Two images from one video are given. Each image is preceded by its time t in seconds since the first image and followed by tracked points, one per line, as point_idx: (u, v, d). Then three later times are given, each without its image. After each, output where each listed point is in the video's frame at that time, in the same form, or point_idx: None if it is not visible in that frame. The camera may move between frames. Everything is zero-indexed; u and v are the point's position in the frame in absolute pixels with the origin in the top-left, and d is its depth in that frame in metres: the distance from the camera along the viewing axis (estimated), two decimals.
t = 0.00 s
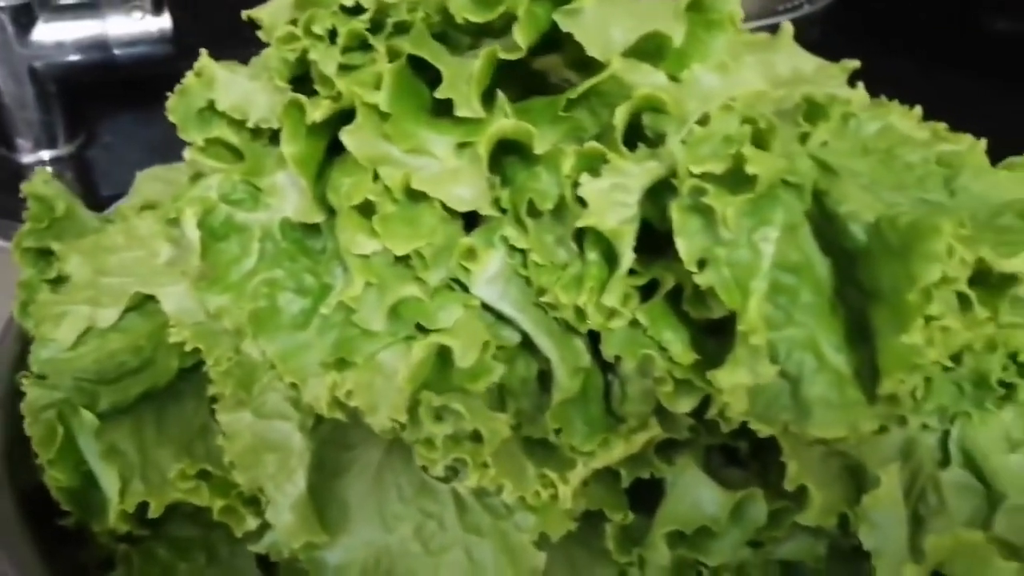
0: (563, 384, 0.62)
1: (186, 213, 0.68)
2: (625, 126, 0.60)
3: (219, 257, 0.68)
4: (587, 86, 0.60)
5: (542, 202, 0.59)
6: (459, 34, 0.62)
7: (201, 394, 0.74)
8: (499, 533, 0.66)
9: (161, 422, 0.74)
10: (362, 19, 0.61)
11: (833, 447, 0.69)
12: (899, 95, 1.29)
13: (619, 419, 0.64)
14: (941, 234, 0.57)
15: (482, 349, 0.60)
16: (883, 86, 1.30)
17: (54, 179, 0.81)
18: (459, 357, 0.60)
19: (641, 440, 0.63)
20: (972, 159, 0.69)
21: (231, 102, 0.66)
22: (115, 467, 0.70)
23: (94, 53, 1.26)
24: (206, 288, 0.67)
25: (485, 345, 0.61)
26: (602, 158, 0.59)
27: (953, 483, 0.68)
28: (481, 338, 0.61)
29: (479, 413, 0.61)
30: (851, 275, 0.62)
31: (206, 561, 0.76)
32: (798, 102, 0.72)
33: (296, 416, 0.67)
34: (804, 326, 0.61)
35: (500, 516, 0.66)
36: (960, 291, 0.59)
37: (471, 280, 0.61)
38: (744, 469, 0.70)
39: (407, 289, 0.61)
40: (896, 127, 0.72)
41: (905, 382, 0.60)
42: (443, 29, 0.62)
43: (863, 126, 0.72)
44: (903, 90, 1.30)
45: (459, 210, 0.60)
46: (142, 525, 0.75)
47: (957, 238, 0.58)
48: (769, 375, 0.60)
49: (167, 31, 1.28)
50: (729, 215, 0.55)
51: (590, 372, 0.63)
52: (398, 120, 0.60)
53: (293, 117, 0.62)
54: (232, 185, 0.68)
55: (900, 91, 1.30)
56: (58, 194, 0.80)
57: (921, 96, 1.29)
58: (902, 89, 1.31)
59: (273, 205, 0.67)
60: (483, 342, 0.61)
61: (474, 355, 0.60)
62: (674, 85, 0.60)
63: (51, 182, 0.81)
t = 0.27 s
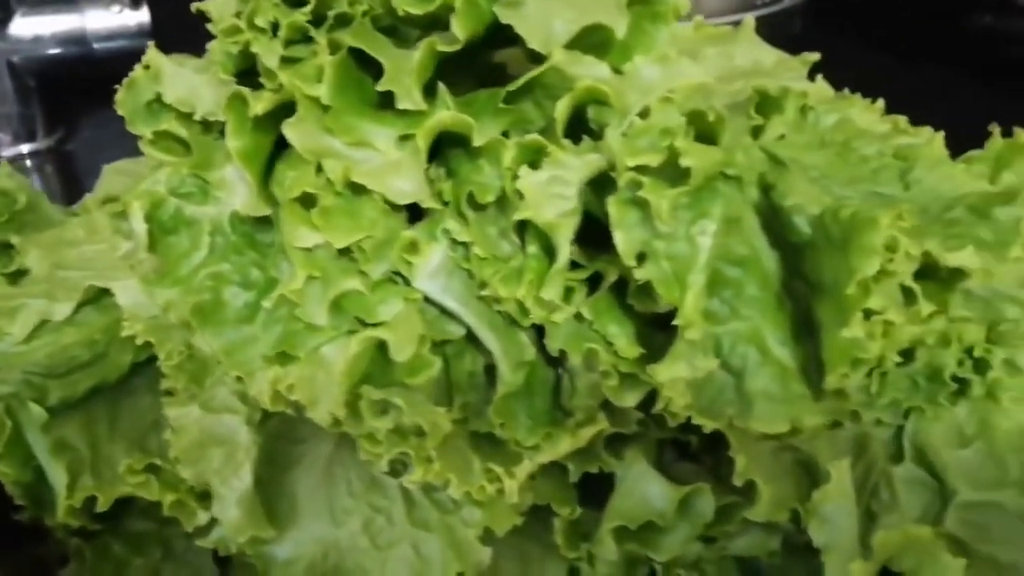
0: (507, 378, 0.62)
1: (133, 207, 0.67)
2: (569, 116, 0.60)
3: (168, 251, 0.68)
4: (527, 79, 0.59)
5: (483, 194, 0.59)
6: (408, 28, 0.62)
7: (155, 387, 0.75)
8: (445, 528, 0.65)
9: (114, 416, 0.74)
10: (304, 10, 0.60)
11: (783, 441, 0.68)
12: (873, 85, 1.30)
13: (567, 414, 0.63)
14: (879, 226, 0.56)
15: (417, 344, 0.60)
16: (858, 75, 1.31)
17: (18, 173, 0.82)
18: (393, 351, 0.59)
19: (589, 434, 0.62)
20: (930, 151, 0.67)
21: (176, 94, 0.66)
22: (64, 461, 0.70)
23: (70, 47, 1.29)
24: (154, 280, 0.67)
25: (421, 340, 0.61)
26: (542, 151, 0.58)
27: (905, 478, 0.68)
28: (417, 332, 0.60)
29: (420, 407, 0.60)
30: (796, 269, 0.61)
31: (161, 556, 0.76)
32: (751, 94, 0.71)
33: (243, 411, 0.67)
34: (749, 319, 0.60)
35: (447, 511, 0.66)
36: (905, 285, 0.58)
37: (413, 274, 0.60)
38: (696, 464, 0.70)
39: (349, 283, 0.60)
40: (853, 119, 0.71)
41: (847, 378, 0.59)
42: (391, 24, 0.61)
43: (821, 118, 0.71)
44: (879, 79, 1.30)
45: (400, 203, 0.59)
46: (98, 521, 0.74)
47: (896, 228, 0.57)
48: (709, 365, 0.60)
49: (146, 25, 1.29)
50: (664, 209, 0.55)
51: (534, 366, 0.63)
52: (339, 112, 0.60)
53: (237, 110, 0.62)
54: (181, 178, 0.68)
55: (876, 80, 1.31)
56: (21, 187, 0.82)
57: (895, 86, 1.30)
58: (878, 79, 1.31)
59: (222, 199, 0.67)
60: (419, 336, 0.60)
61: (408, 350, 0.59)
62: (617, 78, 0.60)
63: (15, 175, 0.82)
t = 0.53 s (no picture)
0: (456, 379, 0.60)
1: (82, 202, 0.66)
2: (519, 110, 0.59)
3: (120, 248, 0.67)
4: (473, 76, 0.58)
5: (431, 192, 0.58)
6: (363, 21, 0.60)
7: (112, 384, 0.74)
8: (397, 530, 0.64)
9: (69, 415, 0.73)
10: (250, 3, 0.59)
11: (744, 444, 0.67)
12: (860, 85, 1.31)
13: (520, 415, 0.62)
14: (829, 228, 0.55)
15: (359, 345, 0.59)
16: (845, 74, 1.32)
17: None
18: (335, 351, 0.58)
19: (542, 435, 0.61)
20: (898, 148, 0.64)
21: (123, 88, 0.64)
22: (14, 460, 0.69)
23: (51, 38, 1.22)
24: (105, 279, 0.66)
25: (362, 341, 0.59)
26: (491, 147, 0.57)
27: (867, 482, 0.67)
28: (358, 333, 0.59)
29: (366, 409, 0.59)
30: (752, 269, 0.60)
31: (117, 555, 0.75)
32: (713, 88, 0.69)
33: (193, 410, 0.66)
34: (702, 320, 0.59)
35: (399, 513, 0.65)
36: (860, 287, 0.57)
37: (360, 272, 0.59)
38: (657, 467, 0.69)
39: (295, 282, 0.59)
40: (822, 117, 0.68)
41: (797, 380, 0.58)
42: (344, 19, 0.60)
43: (789, 114, 0.68)
44: (865, 79, 1.31)
45: (346, 201, 0.58)
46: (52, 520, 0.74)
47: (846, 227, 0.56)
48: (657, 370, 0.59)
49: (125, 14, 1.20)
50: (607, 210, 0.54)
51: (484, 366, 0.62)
52: (285, 107, 0.58)
53: (184, 105, 0.61)
54: (132, 174, 0.67)
55: (864, 78, 1.32)
56: None
57: (883, 83, 1.31)
58: (866, 76, 1.32)
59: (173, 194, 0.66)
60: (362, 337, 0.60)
61: (350, 350, 0.58)
62: (569, 73, 0.59)
63: None
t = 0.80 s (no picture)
0: (422, 390, 0.61)
1: (63, 209, 0.69)
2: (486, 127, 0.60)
3: (100, 253, 0.69)
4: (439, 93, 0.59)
5: (397, 207, 0.59)
6: (340, 34, 0.61)
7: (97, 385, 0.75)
8: (366, 534, 0.66)
9: (55, 415, 0.74)
10: (219, 18, 0.61)
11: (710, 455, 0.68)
12: (864, 82, 1.27)
13: (486, 424, 0.63)
14: (781, 252, 0.56)
15: (323, 358, 0.59)
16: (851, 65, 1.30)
17: None
18: (299, 364, 0.59)
19: (507, 445, 0.62)
20: (869, 163, 0.64)
21: (103, 98, 0.66)
22: None
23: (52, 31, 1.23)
24: (85, 284, 0.68)
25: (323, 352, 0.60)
26: (454, 163, 0.59)
27: (831, 494, 0.68)
28: (321, 345, 0.59)
29: (333, 420, 0.60)
30: (715, 283, 0.61)
31: (103, 551, 0.76)
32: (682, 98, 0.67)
33: (170, 414, 0.67)
34: (666, 335, 0.60)
35: (370, 517, 0.66)
36: (817, 306, 0.58)
37: (327, 285, 0.61)
38: (626, 476, 0.69)
39: (265, 293, 0.61)
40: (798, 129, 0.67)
41: (752, 397, 0.59)
42: (318, 29, 0.61)
43: (765, 127, 0.67)
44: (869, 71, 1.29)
45: (313, 214, 0.60)
46: (40, 516, 0.75)
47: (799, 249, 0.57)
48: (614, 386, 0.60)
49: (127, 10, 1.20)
50: (562, 231, 0.57)
51: (451, 377, 0.63)
52: (253, 121, 0.60)
53: (158, 118, 0.63)
54: (112, 182, 0.69)
55: (866, 77, 1.28)
56: None
57: (887, 77, 1.29)
58: (867, 76, 1.28)
59: (151, 202, 0.68)
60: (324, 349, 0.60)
61: (314, 364, 0.58)
62: (535, 89, 0.59)
63: None
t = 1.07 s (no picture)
0: (412, 388, 0.61)
1: (63, 207, 0.68)
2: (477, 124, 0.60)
3: (101, 252, 0.69)
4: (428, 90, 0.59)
5: (387, 204, 0.59)
6: (337, 32, 0.61)
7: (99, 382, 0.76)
8: (359, 533, 0.66)
9: (56, 411, 0.75)
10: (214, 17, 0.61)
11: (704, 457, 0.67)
12: (879, 87, 1.37)
13: (478, 423, 0.63)
14: (767, 249, 0.56)
15: (309, 354, 0.60)
16: (868, 73, 1.41)
17: None
18: (285, 360, 0.59)
19: (498, 444, 0.62)
20: (870, 163, 0.64)
21: (104, 96, 0.66)
22: None
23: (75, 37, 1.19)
24: (86, 281, 0.67)
25: (309, 348, 0.60)
26: (444, 160, 0.59)
27: (829, 498, 0.67)
28: (308, 342, 0.60)
29: (322, 415, 0.61)
30: (706, 282, 0.61)
31: (104, 547, 0.77)
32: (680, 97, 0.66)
33: (166, 411, 0.68)
34: (658, 334, 0.59)
35: (361, 516, 0.66)
36: (808, 305, 0.58)
37: (317, 281, 0.61)
38: (621, 476, 0.69)
39: (257, 290, 0.61)
40: (801, 128, 0.67)
41: (742, 397, 0.59)
42: (314, 28, 0.61)
43: (767, 126, 0.67)
44: (889, 76, 1.39)
45: (305, 212, 0.60)
46: (41, 512, 0.77)
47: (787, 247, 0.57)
48: (601, 384, 0.59)
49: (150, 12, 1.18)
50: (546, 227, 0.57)
51: (442, 374, 0.63)
52: (247, 119, 0.60)
53: (154, 115, 0.63)
54: (112, 180, 0.69)
55: (887, 81, 1.39)
56: None
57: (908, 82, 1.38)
58: (906, 80, 1.38)
59: (150, 200, 0.68)
60: (310, 346, 0.61)
61: (299, 360, 0.59)
62: (526, 87, 0.59)
63: None
